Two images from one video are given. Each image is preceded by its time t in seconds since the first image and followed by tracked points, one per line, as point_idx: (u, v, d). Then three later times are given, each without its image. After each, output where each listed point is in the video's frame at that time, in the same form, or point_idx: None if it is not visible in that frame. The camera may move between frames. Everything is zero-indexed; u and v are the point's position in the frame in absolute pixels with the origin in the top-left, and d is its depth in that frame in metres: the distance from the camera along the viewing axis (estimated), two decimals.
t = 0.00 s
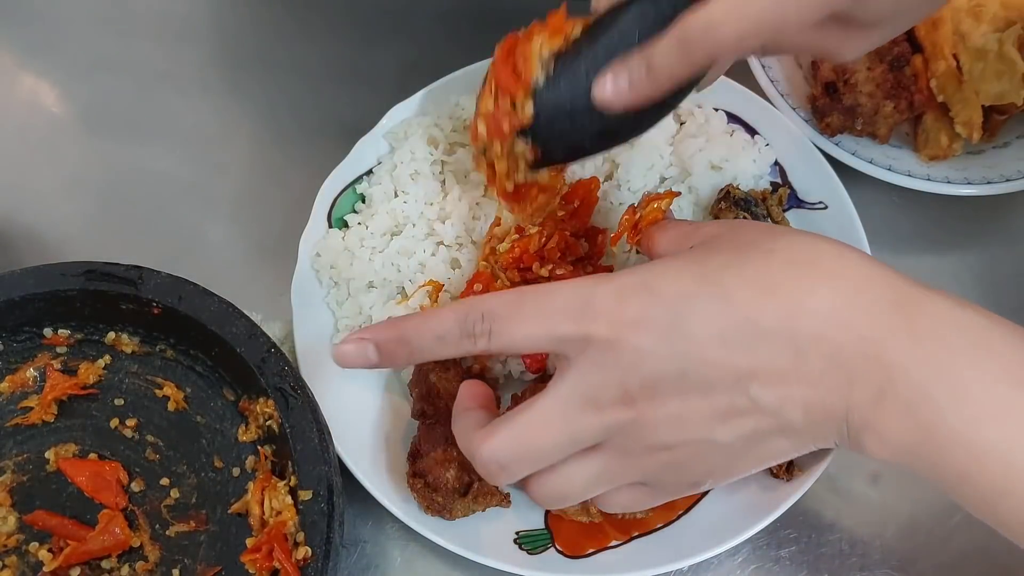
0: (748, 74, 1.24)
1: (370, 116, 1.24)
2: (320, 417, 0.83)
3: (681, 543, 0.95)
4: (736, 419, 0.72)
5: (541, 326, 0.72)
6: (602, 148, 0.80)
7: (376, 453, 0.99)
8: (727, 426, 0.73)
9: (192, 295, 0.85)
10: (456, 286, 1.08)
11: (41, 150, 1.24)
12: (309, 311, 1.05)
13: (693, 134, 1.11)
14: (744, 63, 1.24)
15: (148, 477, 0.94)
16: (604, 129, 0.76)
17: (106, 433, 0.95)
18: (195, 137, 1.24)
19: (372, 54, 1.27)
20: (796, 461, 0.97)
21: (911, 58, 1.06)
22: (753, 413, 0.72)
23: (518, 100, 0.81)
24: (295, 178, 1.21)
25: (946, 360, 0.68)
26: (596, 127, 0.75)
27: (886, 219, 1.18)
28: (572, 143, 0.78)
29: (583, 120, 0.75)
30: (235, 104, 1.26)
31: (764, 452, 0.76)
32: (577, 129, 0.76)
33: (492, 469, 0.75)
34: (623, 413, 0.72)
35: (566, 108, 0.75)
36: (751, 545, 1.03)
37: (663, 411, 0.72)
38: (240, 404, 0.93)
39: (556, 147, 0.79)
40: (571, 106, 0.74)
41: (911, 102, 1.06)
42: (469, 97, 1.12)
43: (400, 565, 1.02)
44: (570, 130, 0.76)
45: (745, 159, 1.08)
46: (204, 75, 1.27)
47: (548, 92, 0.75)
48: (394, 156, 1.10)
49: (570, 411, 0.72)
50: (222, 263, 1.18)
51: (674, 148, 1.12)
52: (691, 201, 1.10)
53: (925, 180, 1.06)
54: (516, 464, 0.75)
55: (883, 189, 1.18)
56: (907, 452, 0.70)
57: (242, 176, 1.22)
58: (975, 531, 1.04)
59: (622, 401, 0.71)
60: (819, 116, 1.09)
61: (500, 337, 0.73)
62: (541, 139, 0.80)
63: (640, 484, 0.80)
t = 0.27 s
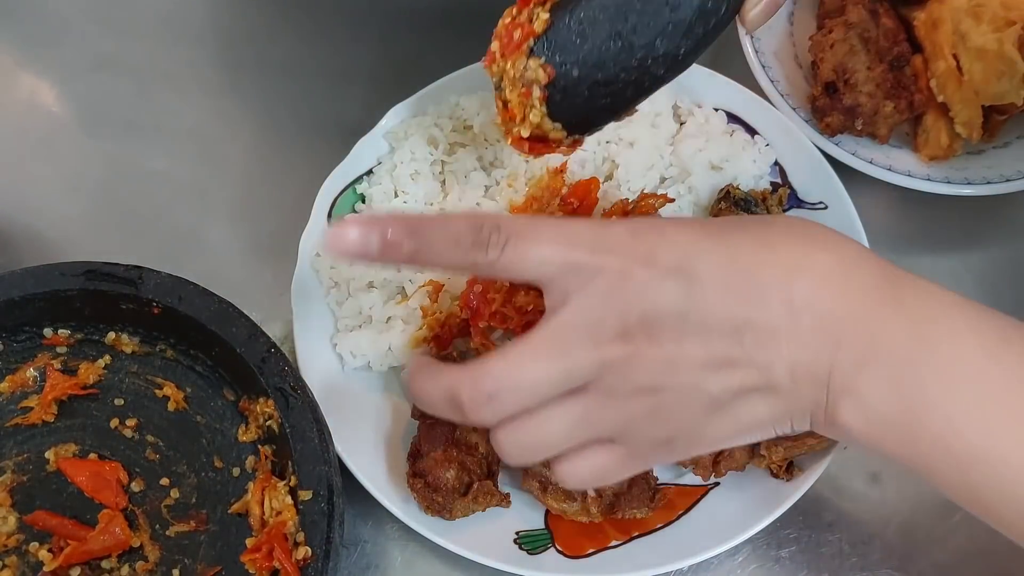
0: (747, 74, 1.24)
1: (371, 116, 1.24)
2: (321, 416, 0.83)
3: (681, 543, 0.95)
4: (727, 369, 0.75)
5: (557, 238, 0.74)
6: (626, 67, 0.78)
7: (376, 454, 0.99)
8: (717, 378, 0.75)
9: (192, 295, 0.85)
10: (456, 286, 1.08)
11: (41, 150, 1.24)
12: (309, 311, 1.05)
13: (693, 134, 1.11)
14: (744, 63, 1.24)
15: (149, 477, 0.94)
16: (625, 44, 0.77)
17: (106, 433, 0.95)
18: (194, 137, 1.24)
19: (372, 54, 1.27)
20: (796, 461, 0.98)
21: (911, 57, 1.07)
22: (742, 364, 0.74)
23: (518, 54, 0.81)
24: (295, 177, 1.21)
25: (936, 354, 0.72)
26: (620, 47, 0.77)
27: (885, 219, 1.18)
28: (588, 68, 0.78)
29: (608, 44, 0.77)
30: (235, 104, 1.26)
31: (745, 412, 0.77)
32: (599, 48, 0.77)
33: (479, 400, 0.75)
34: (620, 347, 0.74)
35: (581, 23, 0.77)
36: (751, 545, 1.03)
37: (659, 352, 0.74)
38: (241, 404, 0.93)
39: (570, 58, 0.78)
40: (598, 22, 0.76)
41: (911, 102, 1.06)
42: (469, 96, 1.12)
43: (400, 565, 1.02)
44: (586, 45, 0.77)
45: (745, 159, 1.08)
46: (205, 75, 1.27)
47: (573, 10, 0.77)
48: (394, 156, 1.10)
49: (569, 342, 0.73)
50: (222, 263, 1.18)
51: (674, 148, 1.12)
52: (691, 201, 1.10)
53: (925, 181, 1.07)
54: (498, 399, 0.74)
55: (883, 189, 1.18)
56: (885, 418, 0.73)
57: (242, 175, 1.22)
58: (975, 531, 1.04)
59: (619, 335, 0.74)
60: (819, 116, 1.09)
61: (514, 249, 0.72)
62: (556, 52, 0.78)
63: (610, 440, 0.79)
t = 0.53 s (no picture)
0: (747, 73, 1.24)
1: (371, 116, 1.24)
2: (321, 416, 0.83)
3: (681, 543, 0.95)
4: (734, 316, 0.73)
5: (584, 177, 0.63)
6: (632, 112, 0.78)
7: (376, 454, 0.99)
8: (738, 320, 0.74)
9: (192, 296, 0.85)
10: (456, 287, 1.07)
11: (40, 149, 1.24)
12: (308, 311, 1.05)
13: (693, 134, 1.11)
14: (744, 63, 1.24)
15: (149, 478, 0.94)
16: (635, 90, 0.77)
17: (106, 433, 0.95)
18: (195, 137, 1.24)
19: (372, 54, 1.27)
20: (796, 461, 0.98)
21: (911, 58, 1.06)
22: (750, 309, 0.73)
23: (532, 108, 0.82)
24: (295, 177, 1.21)
25: (942, 306, 0.75)
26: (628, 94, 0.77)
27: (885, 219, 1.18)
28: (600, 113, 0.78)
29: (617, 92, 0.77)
30: (236, 104, 1.26)
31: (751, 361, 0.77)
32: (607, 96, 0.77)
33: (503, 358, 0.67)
34: (639, 294, 0.68)
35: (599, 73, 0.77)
36: (751, 545, 1.03)
37: (673, 296, 0.70)
38: (241, 404, 0.93)
39: (581, 107, 0.78)
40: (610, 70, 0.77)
41: (911, 102, 1.06)
42: (469, 97, 1.12)
43: (400, 565, 1.02)
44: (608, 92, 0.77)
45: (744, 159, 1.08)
46: (205, 75, 1.27)
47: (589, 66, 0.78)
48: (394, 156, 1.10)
49: (591, 288, 0.66)
50: (222, 262, 1.18)
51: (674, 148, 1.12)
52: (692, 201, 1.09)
53: (927, 181, 1.06)
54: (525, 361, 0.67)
55: (883, 189, 1.18)
56: (885, 359, 0.77)
57: (242, 175, 1.22)
58: (974, 530, 1.04)
59: (640, 281, 0.68)
60: (819, 116, 1.09)
61: (539, 180, 0.61)
62: (567, 104, 0.79)
63: (617, 390, 0.76)
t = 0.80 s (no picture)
0: (747, 73, 1.24)
1: (371, 115, 1.24)
2: (321, 416, 0.83)
3: (680, 544, 0.95)
4: (814, 425, 0.68)
5: (622, 307, 0.65)
6: (610, 92, 0.78)
7: (377, 454, 0.99)
8: (837, 393, 0.66)
9: (192, 296, 0.85)
10: (456, 286, 1.07)
11: (41, 150, 1.24)
12: (309, 311, 1.05)
13: (693, 134, 1.12)
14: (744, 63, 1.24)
15: (149, 478, 0.94)
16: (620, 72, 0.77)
17: (106, 433, 0.95)
18: (195, 137, 1.24)
19: (372, 53, 1.27)
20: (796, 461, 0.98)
21: (911, 58, 1.06)
22: (832, 419, 0.67)
23: (518, 89, 0.83)
24: (295, 178, 1.21)
25: None
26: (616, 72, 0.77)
27: (885, 219, 1.18)
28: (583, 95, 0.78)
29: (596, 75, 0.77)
30: (236, 104, 1.26)
31: (854, 405, 0.67)
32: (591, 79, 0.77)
33: (561, 491, 0.68)
34: (705, 418, 0.66)
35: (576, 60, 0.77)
36: (751, 545, 1.03)
37: (745, 420, 0.67)
38: (241, 404, 0.93)
39: (565, 88, 0.78)
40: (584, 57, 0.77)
41: (911, 102, 1.06)
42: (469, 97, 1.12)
43: (399, 565, 1.02)
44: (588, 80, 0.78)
45: (745, 160, 1.08)
46: (205, 75, 1.27)
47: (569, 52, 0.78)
48: (394, 156, 1.10)
49: (650, 418, 0.66)
50: (222, 263, 1.18)
51: (675, 149, 1.13)
52: (691, 201, 1.10)
53: (925, 181, 1.07)
54: (588, 493, 0.68)
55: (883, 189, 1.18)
56: (974, 457, 0.69)
57: (242, 175, 1.22)
58: (975, 530, 1.04)
59: (706, 405, 0.66)
60: (819, 116, 1.09)
61: (578, 329, 0.65)
62: (549, 86, 0.79)
63: (659, 464, 0.68)
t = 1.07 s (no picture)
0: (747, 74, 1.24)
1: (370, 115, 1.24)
2: (321, 416, 0.83)
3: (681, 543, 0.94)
4: None
5: (826, 476, 0.56)
6: (707, 174, 0.86)
7: (377, 454, 0.99)
8: (1006, 486, 0.55)
9: (192, 296, 0.85)
10: (456, 286, 1.08)
11: (41, 150, 1.24)
12: (309, 311, 1.05)
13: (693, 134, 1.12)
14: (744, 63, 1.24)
15: (149, 478, 0.94)
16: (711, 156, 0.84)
17: (106, 433, 0.95)
18: (195, 137, 1.24)
19: (372, 53, 1.27)
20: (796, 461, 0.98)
21: (911, 57, 1.05)
22: None
23: (607, 175, 0.92)
24: (295, 177, 1.21)
25: None
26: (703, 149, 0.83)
27: (884, 219, 1.18)
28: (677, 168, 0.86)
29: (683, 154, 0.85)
30: (235, 104, 1.26)
31: None
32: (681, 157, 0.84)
33: None
34: (951, 561, 0.56)
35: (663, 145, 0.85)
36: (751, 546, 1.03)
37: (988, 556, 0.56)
38: (241, 405, 0.93)
39: (660, 174, 0.87)
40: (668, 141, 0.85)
41: (912, 102, 1.06)
42: (469, 97, 1.13)
43: (400, 565, 1.02)
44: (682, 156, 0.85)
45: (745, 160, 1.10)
46: (205, 75, 1.27)
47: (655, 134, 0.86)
48: (394, 156, 1.10)
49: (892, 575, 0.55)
50: (222, 262, 1.18)
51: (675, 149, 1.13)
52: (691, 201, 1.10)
53: (925, 181, 1.06)
54: None
55: (882, 189, 1.18)
56: None
57: (242, 175, 1.22)
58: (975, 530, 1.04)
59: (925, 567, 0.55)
60: (819, 116, 1.08)
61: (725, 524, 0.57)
62: (646, 174, 0.88)
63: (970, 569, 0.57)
